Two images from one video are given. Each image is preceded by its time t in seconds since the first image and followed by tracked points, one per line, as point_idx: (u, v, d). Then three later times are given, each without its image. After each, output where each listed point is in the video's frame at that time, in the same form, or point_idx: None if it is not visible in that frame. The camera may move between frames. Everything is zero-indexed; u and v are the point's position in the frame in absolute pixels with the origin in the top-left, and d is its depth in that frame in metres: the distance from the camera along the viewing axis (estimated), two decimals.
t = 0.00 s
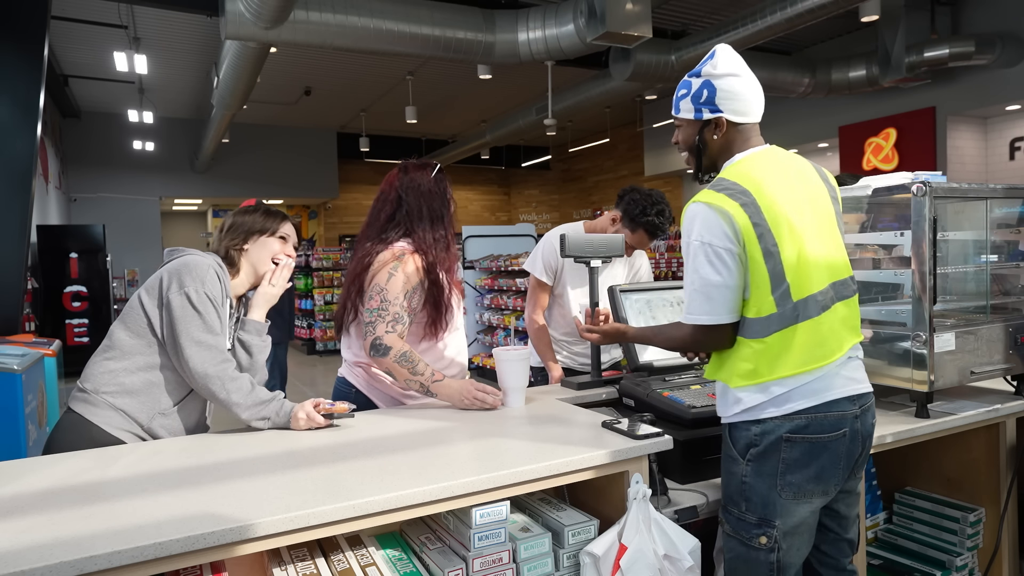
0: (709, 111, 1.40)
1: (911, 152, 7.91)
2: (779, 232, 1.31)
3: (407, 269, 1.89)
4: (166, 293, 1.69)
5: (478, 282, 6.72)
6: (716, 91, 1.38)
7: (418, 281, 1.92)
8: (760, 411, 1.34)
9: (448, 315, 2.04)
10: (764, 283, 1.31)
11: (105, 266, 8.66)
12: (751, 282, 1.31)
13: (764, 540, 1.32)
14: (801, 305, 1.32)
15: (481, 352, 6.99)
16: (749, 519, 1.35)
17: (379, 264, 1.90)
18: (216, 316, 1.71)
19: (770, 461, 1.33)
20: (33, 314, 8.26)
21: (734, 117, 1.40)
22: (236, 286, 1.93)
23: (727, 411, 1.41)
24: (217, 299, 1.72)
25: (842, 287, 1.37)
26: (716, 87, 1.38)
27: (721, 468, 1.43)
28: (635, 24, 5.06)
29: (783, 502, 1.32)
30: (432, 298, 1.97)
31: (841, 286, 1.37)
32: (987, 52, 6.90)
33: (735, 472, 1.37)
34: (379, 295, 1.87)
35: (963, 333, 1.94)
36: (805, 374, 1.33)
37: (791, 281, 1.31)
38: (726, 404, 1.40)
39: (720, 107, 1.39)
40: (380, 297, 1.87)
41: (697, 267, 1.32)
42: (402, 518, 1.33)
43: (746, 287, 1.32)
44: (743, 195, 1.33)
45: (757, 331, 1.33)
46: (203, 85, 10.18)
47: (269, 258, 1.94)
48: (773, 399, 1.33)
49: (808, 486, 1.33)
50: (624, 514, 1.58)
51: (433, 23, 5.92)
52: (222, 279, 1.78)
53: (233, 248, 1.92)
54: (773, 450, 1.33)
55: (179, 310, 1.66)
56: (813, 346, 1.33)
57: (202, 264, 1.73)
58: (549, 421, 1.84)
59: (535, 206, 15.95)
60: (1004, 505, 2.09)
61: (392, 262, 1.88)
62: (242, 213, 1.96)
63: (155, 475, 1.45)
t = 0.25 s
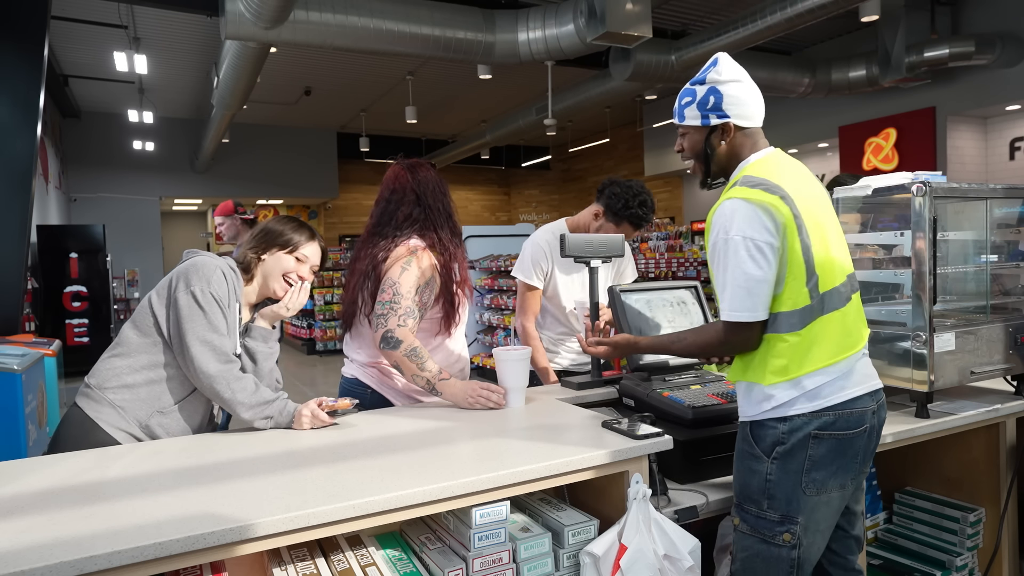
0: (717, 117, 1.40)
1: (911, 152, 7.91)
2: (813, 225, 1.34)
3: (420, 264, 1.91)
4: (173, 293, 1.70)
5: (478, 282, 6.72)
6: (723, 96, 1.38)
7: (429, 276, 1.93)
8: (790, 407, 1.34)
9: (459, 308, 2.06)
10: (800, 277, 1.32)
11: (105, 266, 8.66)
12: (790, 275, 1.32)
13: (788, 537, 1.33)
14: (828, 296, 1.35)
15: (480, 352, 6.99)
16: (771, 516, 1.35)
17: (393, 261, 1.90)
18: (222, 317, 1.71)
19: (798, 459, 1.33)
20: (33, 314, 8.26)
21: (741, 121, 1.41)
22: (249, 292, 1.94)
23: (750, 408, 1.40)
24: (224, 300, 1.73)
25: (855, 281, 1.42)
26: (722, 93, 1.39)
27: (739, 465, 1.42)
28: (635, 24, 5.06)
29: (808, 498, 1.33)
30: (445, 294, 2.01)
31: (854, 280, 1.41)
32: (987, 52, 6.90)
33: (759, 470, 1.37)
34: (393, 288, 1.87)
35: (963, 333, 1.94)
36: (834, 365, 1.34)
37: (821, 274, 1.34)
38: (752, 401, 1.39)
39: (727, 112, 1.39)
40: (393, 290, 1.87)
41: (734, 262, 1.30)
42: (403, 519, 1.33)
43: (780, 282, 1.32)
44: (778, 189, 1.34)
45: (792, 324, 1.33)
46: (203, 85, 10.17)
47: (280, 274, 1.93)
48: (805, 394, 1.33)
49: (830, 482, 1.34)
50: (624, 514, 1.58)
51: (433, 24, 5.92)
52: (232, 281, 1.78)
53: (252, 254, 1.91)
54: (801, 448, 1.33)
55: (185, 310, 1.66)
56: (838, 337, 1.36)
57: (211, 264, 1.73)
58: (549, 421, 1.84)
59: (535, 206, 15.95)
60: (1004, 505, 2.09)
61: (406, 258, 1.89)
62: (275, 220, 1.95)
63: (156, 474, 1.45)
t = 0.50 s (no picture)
0: (733, 114, 1.40)
1: (911, 152, 7.91)
2: (825, 227, 1.36)
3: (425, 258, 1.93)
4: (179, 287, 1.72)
5: (478, 282, 6.71)
6: (739, 94, 1.38)
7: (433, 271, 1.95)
8: (798, 405, 1.34)
9: (461, 303, 2.09)
10: (813, 279, 1.33)
11: (105, 266, 8.66)
12: (804, 275, 1.32)
13: (801, 537, 1.33)
14: (837, 297, 1.37)
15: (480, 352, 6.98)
16: (783, 516, 1.35)
17: (397, 256, 1.92)
18: (225, 311, 1.71)
19: (806, 457, 1.33)
20: (33, 314, 8.25)
21: (758, 120, 1.41)
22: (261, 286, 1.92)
23: (756, 407, 1.40)
24: (226, 292, 1.73)
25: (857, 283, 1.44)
26: (739, 91, 1.39)
27: (747, 465, 1.41)
28: (635, 24, 5.06)
29: (818, 496, 1.33)
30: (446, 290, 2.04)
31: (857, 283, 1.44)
32: (987, 52, 6.89)
33: (769, 470, 1.36)
34: (401, 283, 1.88)
35: (963, 333, 1.94)
36: (842, 364, 1.35)
37: (832, 275, 1.35)
38: (758, 400, 1.39)
39: (744, 110, 1.39)
40: (401, 284, 1.88)
41: (750, 259, 1.29)
42: (403, 519, 1.33)
43: (795, 281, 1.32)
44: (794, 190, 1.35)
45: (803, 324, 1.33)
46: (203, 85, 10.17)
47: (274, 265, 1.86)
48: (813, 392, 1.34)
49: (838, 480, 1.35)
50: (624, 514, 1.58)
51: (433, 24, 5.92)
52: (235, 273, 1.78)
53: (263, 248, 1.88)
54: (809, 446, 1.33)
55: (188, 302, 1.68)
56: (845, 337, 1.37)
57: (211, 257, 1.74)
58: (549, 421, 1.84)
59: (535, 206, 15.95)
60: (1004, 505, 2.09)
61: (410, 253, 1.92)
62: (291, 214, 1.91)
63: (156, 474, 1.46)
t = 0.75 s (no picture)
0: (730, 111, 1.39)
1: (911, 152, 7.91)
2: (814, 230, 1.33)
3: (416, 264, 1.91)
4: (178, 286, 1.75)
5: (478, 282, 6.71)
6: (735, 90, 1.37)
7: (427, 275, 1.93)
8: (779, 407, 1.34)
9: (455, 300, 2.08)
10: (797, 285, 1.31)
11: (105, 266, 8.65)
12: (787, 279, 1.31)
13: (787, 539, 1.32)
14: (826, 302, 1.35)
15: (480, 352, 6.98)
16: (770, 518, 1.34)
17: (387, 263, 1.90)
18: (215, 308, 1.72)
19: (791, 458, 1.33)
20: (33, 314, 8.25)
21: (756, 115, 1.39)
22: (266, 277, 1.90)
23: (743, 408, 1.41)
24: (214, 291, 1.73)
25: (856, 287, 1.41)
26: (734, 88, 1.38)
27: (736, 467, 1.42)
28: (635, 24, 5.06)
29: (803, 499, 1.33)
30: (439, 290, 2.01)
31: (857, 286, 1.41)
32: (987, 52, 6.89)
33: (754, 472, 1.37)
34: (393, 290, 1.87)
35: (963, 333, 1.94)
36: (826, 371, 1.34)
37: (821, 280, 1.33)
38: (742, 401, 1.40)
39: (740, 106, 1.38)
40: (393, 292, 1.87)
41: (727, 259, 1.31)
42: (402, 518, 1.33)
43: (778, 285, 1.32)
44: (782, 191, 1.32)
45: (784, 330, 1.33)
46: (203, 85, 10.17)
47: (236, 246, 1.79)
48: (794, 395, 1.34)
49: (825, 483, 1.34)
50: (624, 514, 1.58)
51: (433, 24, 5.92)
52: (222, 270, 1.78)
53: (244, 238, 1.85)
54: (793, 447, 1.33)
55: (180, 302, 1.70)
56: (834, 342, 1.35)
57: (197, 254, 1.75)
58: (550, 421, 1.84)
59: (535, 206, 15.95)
60: (1004, 505, 2.09)
61: (400, 260, 1.89)
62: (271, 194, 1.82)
63: (157, 474, 1.45)
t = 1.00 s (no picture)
0: (716, 109, 1.40)
1: (911, 152, 7.91)
2: (794, 230, 1.30)
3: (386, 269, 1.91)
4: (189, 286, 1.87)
5: (478, 282, 6.70)
6: (720, 88, 1.38)
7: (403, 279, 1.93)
8: (765, 411, 1.34)
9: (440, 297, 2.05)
10: (777, 286, 1.30)
11: (105, 266, 8.65)
12: (765, 281, 1.31)
13: (773, 543, 1.32)
14: (813, 305, 1.32)
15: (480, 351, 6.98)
16: (757, 522, 1.34)
17: (358, 272, 1.91)
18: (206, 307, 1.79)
19: (776, 463, 1.33)
20: (33, 313, 8.25)
21: (742, 112, 1.39)
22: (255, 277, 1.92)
23: (732, 411, 1.41)
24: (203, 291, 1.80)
25: (853, 291, 1.38)
26: (720, 86, 1.38)
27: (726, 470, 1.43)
28: (635, 24, 5.06)
29: (789, 505, 1.32)
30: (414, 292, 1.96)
31: (853, 291, 1.38)
32: (987, 52, 6.88)
33: (741, 475, 1.37)
34: (372, 299, 1.88)
35: (963, 334, 1.94)
36: (813, 377, 1.32)
37: (806, 281, 1.31)
38: (731, 405, 1.41)
39: (725, 104, 1.39)
40: (373, 301, 1.88)
41: (706, 259, 1.33)
42: (402, 518, 1.33)
43: (758, 285, 1.32)
44: (761, 191, 1.32)
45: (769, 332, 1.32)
46: (203, 85, 10.16)
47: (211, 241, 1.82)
48: (778, 401, 1.33)
49: (813, 489, 1.33)
50: (624, 514, 1.58)
51: (433, 24, 5.92)
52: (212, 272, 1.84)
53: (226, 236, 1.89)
54: (778, 453, 1.32)
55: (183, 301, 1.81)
56: (823, 348, 1.33)
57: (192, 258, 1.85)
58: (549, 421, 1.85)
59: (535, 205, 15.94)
60: (1003, 505, 2.09)
61: (372, 267, 1.90)
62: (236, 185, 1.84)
63: (157, 474, 1.46)
